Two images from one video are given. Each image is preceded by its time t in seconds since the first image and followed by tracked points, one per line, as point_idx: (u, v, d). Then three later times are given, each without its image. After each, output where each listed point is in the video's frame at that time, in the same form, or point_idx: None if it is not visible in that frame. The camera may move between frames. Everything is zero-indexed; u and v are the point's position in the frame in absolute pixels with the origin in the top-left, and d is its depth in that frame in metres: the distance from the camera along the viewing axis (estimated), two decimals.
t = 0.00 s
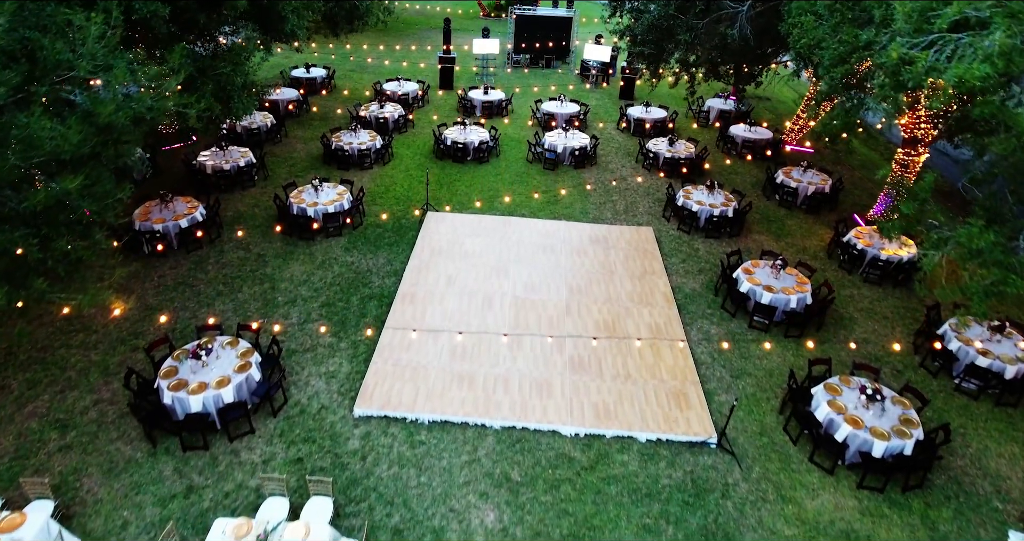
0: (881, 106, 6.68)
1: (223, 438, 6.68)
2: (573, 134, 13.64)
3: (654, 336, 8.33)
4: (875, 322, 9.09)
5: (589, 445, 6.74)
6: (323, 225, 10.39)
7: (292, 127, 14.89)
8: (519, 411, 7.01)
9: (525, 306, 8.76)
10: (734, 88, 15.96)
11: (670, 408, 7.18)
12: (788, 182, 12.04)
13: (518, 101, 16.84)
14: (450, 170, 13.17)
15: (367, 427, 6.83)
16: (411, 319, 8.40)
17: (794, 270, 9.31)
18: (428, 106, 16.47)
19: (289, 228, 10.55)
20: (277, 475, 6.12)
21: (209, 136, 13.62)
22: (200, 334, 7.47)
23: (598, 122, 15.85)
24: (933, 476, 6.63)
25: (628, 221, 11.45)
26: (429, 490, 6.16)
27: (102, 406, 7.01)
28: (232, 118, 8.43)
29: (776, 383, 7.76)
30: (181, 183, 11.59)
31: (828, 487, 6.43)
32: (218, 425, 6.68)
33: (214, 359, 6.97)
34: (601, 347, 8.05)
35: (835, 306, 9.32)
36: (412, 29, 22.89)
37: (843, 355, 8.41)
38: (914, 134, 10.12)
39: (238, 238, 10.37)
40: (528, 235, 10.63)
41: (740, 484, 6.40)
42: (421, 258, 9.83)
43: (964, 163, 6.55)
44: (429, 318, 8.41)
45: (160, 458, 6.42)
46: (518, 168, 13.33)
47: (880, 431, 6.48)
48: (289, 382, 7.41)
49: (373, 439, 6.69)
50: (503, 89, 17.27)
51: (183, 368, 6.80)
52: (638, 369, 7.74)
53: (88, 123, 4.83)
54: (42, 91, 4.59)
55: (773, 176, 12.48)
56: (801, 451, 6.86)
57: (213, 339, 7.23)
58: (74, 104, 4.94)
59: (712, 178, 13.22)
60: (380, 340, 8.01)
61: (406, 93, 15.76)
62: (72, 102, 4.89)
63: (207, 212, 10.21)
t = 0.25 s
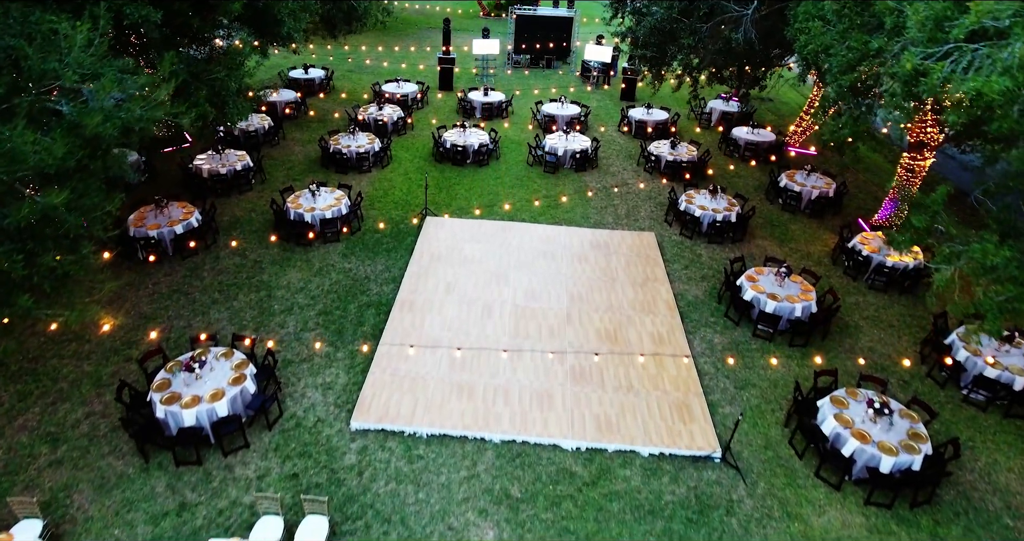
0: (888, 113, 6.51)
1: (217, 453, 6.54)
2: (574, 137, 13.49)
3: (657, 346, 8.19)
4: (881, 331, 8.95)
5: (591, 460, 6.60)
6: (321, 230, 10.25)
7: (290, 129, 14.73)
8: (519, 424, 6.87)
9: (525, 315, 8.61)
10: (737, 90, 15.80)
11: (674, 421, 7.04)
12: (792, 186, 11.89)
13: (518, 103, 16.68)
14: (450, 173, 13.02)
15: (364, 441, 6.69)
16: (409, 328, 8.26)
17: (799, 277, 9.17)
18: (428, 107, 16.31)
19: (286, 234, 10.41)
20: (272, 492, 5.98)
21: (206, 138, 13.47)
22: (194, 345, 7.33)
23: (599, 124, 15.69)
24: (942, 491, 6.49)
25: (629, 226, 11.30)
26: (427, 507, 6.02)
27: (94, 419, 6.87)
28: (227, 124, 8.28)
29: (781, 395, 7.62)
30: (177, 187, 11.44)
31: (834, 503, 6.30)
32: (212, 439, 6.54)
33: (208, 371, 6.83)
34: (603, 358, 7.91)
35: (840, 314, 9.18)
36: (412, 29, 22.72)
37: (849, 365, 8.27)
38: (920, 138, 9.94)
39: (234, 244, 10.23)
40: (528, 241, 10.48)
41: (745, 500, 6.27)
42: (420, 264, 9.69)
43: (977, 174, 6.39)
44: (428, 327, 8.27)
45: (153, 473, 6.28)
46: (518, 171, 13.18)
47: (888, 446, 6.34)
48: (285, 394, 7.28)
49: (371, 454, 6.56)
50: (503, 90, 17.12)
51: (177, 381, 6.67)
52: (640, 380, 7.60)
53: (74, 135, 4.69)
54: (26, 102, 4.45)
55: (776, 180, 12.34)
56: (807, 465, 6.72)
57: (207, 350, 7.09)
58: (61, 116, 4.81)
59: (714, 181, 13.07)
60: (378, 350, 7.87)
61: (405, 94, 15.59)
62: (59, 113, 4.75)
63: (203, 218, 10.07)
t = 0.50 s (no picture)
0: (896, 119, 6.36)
1: (211, 468, 6.41)
2: (575, 140, 13.34)
3: (659, 356, 8.05)
4: (887, 340, 8.81)
5: (593, 475, 6.46)
6: (319, 236, 10.11)
7: (288, 132, 14.59)
8: (519, 438, 6.74)
9: (525, 324, 8.47)
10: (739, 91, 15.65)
11: (677, 434, 6.91)
12: (796, 191, 11.74)
13: (518, 104, 16.53)
14: (449, 176, 12.87)
15: (361, 456, 6.55)
16: (408, 338, 8.12)
17: (803, 285, 9.04)
18: (427, 109, 16.16)
19: (283, 240, 10.27)
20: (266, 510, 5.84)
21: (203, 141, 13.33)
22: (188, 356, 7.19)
23: (600, 126, 15.54)
24: (951, 507, 6.35)
25: (631, 231, 11.16)
26: (425, 525, 5.88)
27: (85, 433, 6.74)
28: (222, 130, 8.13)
29: (786, 407, 7.48)
30: (173, 192, 11.30)
31: (841, 520, 6.16)
32: (206, 454, 6.41)
33: (203, 383, 6.70)
34: (605, 369, 7.77)
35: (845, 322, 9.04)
36: (411, 29, 22.57)
37: (855, 375, 8.14)
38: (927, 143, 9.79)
39: (230, 249, 10.09)
40: (528, 247, 10.34)
41: (750, 517, 6.13)
42: (419, 271, 9.54)
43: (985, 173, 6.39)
44: (427, 337, 8.14)
45: (145, 490, 6.15)
46: (518, 175, 13.03)
47: (897, 461, 6.20)
48: (280, 406, 7.14)
49: (368, 469, 6.42)
50: (503, 91, 16.96)
51: (170, 394, 6.53)
52: (643, 392, 7.46)
53: (60, 148, 4.56)
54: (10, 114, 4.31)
55: (780, 184, 12.18)
56: (813, 480, 6.58)
57: (201, 362, 6.95)
58: (47, 127, 4.68)
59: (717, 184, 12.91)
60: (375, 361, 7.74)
61: (404, 95, 15.42)
62: (45, 124, 4.62)
63: (198, 223, 9.93)
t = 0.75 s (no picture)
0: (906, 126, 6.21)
1: (205, 483, 6.28)
2: (576, 143, 13.20)
3: (662, 367, 7.91)
4: (893, 349, 8.67)
5: (595, 491, 6.32)
6: (316, 242, 9.97)
7: (286, 134, 14.44)
8: (519, 453, 6.60)
9: (525, 333, 8.33)
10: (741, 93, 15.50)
11: (680, 449, 6.77)
12: (799, 195, 11.59)
13: (518, 106, 16.38)
14: (449, 180, 12.73)
15: (358, 471, 6.42)
16: (406, 348, 7.98)
17: (808, 293, 8.90)
18: (426, 111, 16.00)
19: (280, 246, 10.13)
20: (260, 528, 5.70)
21: (200, 144, 13.18)
22: (182, 367, 7.06)
23: (601, 128, 15.39)
24: (961, 524, 6.21)
25: (633, 236, 11.01)
26: None
27: (77, 447, 6.60)
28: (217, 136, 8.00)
29: (791, 419, 7.35)
30: (169, 196, 11.15)
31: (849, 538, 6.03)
32: (200, 470, 6.27)
33: (196, 397, 6.57)
34: (607, 380, 7.63)
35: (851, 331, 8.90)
36: (411, 29, 22.40)
37: (861, 386, 8.00)
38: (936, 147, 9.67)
39: (227, 256, 9.96)
40: (529, 253, 10.20)
41: (756, 535, 5.99)
42: (418, 279, 9.40)
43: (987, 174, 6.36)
44: (426, 347, 7.99)
45: (137, 507, 6.02)
46: (518, 178, 12.88)
47: (906, 478, 6.05)
48: (276, 419, 7.01)
49: (365, 485, 6.28)
50: (503, 93, 16.81)
51: (162, 408, 6.39)
52: (645, 404, 7.33)
53: (44, 162, 4.41)
54: None
55: (784, 187, 12.03)
56: (820, 496, 6.45)
57: (194, 374, 6.82)
58: (32, 139, 4.54)
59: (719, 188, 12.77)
60: (373, 372, 7.60)
61: (403, 97, 15.26)
62: (30, 137, 4.48)
63: (194, 230, 9.78)
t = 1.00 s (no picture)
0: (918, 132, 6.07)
1: (199, 500, 6.14)
2: (577, 146, 13.05)
3: (666, 378, 7.77)
4: (900, 359, 8.53)
5: (597, 508, 6.18)
6: (314, 249, 9.83)
7: (283, 136, 14.29)
8: (520, 468, 6.46)
9: (526, 343, 8.19)
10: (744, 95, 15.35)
11: (684, 464, 6.63)
12: (803, 200, 11.45)
13: (519, 107, 16.22)
14: (448, 184, 12.58)
15: (356, 488, 6.28)
16: (405, 359, 7.84)
17: (814, 302, 8.76)
18: (426, 112, 15.84)
19: (277, 252, 9.98)
20: None
21: (196, 147, 13.02)
22: (175, 380, 6.92)
23: (602, 130, 15.23)
24: None
25: (635, 242, 10.86)
26: None
27: (68, 462, 6.46)
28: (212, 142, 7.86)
29: (797, 432, 7.21)
30: (164, 201, 11.00)
31: None
32: (193, 486, 6.13)
33: (190, 411, 6.43)
34: (609, 392, 7.49)
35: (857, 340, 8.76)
36: (410, 30, 22.23)
37: (867, 398, 7.86)
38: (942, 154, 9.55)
39: (223, 262, 9.82)
40: (530, 259, 10.05)
41: None
42: (417, 286, 9.25)
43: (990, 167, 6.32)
44: (425, 358, 7.85)
45: (129, 525, 5.88)
46: (519, 182, 12.73)
47: (915, 496, 5.91)
48: (272, 433, 6.86)
49: (362, 502, 6.14)
50: (503, 94, 16.65)
51: (155, 423, 6.25)
52: (648, 418, 7.18)
53: (29, 178, 4.28)
54: None
55: (787, 192, 11.90)
56: (827, 513, 6.31)
57: (188, 388, 6.69)
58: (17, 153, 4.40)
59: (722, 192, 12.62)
60: (371, 384, 7.46)
61: (403, 99, 15.15)
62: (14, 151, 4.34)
63: (190, 236, 9.65)
